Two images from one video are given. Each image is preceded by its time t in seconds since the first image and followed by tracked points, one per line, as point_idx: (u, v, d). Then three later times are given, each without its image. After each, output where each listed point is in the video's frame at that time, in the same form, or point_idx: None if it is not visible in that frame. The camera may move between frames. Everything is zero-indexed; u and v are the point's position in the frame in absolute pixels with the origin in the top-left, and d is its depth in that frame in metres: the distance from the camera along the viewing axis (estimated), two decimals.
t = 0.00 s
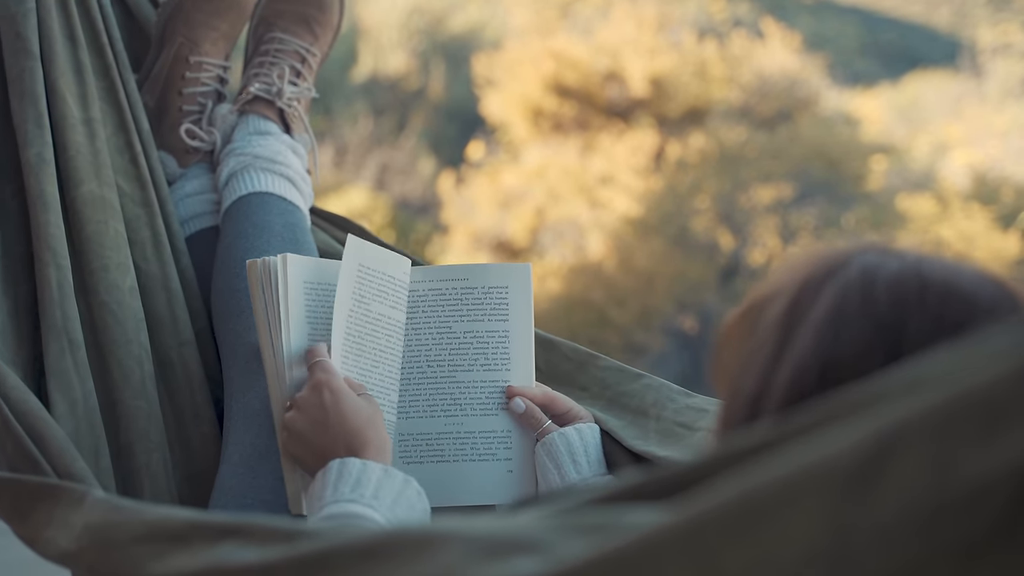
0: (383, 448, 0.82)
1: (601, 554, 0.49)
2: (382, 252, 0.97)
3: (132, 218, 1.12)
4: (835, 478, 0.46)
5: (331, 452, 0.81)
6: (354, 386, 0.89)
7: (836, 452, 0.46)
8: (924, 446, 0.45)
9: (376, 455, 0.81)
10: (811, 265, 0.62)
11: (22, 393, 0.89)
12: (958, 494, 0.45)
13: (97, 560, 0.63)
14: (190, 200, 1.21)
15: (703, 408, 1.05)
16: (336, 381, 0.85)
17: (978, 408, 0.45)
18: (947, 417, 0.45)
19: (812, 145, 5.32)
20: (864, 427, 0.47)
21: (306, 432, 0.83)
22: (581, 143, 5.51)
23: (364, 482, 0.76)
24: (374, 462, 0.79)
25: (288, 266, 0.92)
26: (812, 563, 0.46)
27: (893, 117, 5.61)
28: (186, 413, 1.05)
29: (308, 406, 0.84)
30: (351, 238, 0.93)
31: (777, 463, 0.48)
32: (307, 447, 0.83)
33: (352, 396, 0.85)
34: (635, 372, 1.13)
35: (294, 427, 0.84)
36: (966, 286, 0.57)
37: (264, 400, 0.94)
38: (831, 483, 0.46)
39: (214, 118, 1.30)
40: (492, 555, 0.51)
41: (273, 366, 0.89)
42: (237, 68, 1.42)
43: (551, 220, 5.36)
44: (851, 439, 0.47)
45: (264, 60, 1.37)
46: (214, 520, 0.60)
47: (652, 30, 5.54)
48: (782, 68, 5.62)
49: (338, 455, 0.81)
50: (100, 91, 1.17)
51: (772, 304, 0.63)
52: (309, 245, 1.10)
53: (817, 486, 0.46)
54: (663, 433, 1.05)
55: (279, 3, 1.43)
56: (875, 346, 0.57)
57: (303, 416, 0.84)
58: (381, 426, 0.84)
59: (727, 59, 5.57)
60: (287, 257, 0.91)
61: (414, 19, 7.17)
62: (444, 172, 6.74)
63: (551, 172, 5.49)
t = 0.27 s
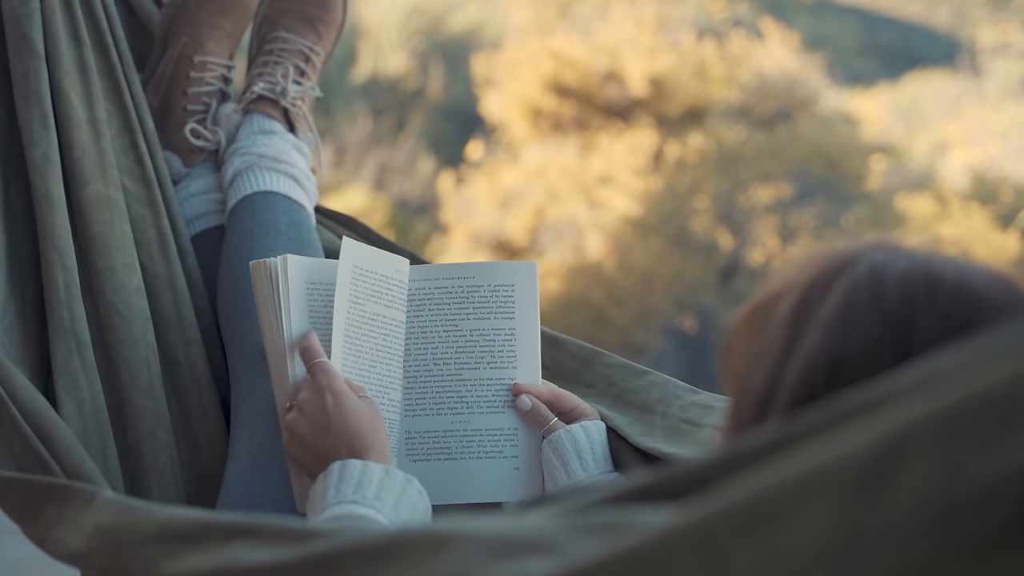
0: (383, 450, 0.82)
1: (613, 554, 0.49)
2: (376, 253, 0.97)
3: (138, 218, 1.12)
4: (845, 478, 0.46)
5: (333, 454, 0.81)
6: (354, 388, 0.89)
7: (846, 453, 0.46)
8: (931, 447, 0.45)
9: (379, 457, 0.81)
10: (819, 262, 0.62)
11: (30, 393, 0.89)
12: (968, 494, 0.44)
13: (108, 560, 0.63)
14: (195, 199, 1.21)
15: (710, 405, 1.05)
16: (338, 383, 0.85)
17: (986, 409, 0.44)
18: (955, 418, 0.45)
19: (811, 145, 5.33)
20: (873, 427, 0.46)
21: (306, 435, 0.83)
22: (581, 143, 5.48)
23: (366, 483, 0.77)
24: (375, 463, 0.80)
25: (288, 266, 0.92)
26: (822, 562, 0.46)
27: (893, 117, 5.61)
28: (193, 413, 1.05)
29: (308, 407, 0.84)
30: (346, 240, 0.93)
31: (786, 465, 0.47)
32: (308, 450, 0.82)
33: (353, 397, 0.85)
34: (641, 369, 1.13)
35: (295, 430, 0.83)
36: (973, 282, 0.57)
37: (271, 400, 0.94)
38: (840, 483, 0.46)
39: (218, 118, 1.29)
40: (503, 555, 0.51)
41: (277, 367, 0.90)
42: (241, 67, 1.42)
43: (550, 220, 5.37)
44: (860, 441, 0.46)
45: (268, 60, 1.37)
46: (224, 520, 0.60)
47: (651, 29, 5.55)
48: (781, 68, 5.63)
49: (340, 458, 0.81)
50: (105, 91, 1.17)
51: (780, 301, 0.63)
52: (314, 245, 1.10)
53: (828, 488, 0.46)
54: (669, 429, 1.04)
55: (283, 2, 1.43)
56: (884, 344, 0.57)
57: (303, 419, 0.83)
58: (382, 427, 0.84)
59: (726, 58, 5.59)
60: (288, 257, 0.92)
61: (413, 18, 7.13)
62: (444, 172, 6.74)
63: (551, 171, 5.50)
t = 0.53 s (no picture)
0: (389, 452, 0.83)
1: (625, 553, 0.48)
2: (371, 253, 0.98)
3: (145, 216, 1.12)
4: (855, 478, 0.44)
5: (339, 457, 0.81)
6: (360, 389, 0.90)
7: (857, 453, 0.44)
8: (944, 446, 0.43)
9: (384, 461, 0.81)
10: (830, 261, 0.62)
11: (41, 393, 0.89)
12: (979, 491, 0.43)
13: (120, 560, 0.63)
14: (201, 197, 1.21)
15: (717, 400, 1.05)
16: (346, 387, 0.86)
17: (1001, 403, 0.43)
18: (966, 418, 0.43)
19: (811, 145, 5.37)
20: (884, 429, 0.45)
21: (313, 440, 0.83)
22: (580, 142, 5.53)
23: (372, 484, 0.77)
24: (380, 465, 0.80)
25: (292, 265, 0.92)
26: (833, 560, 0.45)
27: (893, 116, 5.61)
28: (201, 411, 1.05)
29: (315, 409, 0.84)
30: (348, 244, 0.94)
31: (798, 465, 0.46)
32: (313, 453, 0.83)
33: (360, 401, 0.86)
34: (648, 364, 1.13)
35: (301, 433, 0.83)
36: (985, 284, 0.57)
37: (280, 397, 0.94)
38: (850, 483, 0.44)
39: (225, 116, 1.29)
40: (517, 554, 0.51)
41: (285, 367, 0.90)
42: (246, 65, 1.42)
43: (550, 219, 5.37)
44: (871, 441, 0.44)
45: (273, 58, 1.37)
46: (238, 519, 0.60)
47: (651, 29, 5.55)
48: (781, 67, 5.64)
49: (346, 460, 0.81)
50: (111, 90, 1.16)
51: (792, 299, 0.63)
52: (321, 243, 1.10)
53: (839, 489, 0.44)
54: (676, 425, 1.04)
55: (288, 0, 1.42)
56: (895, 342, 0.56)
57: (311, 421, 0.83)
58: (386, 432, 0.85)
59: (726, 58, 5.61)
60: (293, 257, 0.92)
61: (412, 18, 7.11)
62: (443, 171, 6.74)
63: (550, 170, 5.51)
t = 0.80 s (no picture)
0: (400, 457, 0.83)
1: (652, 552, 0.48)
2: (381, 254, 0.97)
3: (157, 215, 1.11)
4: (876, 479, 0.43)
5: (351, 461, 0.82)
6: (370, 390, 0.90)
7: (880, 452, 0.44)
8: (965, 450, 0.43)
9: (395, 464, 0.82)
10: (847, 257, 0.61)
11: (58, 393, 0.90)
12: (998, 491, 0.42)
13: (142, 560, 0.63)
14: (212, 195, 1.21)
15: (729, 394, 1.05)
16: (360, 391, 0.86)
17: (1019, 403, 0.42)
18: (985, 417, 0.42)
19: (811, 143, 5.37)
20: (902, 428, 0.44)
21: (325, 442, 0.83)
22: (580, 141, 5.55)
23: (384, 487, 0.78)
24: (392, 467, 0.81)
25: (302, 266, 0.92)
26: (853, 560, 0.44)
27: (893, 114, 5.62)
28: (216, 409, 1.05)
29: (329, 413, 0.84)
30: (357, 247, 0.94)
31: (819, 466, 0.45)
32: (326, 456, 0.83)
33: (373, 405, 0.86)
34: (659, 358, 1.13)
35: (314, 436, 0.84)
36: (1001, 278, 0.56)
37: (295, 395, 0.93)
38: (872, 484, 0.43)
39: (235, 114, 1.29)
40: (541, 552, 0.50)
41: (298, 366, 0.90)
42: (255, 62, 1.42)
43: (551, 217, 5.36)
44: (894, 441, 0.44)
45: (282, 55, 1.37)
46: (261, 518, 0.59)
47: (651, 27, 5.54)
48: (781, 66, 5.64)
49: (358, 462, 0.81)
50: (122, 89, 1.16)
51: (809, 296, 0.62)
52: (332, 240, 1.10)
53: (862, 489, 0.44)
54: (689, 418, 1.04)
55: None
56: (912, 340, 0.56)
57: (323, 423, 0.84)
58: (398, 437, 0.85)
59: (726, 56, 5.60)
60: (302, 256, 0.92)
61: (413, 16, 7.09)
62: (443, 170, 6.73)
63: (550, 169, 5.51)
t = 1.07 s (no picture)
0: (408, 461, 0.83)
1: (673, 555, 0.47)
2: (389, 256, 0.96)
3: (168, 217, 1.11)
4: (896, 483, 0.43)
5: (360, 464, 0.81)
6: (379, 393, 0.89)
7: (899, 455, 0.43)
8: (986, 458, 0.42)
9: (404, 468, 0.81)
10: (861, 257, 0.61)
11: (72, 395, 0.90)
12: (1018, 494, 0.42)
13: (161, 563, 0.63)
14: (222, 196, 1.20)
15: (739, 391, 1.05)
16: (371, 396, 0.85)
17: None
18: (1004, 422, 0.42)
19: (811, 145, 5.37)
20: (921, 433, 0.44)
21: (335, 445, 0.83)
22: (579, 142, 5.48)
23: (393, 491, 0.77)
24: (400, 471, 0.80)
25: (309, 268, 0.91)
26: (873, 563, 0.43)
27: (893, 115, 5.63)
28: (229, 410, 1.04)
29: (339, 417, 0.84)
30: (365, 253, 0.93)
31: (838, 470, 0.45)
32: (335, 459, 0.82)
33: (384, 410, 0.85)
34: (668, 356, 1.12)
35: (323, 439, 0.83)
36: (1016, 278, 0.55)
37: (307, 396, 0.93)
38: (892, 488, 0.43)
39: (243, 115, 1.28)
40: (561, 557, 0.50)
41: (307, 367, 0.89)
42: (263, 63, 1.41)
43: (550, 219, 5.33)
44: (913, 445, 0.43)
45: (289, 56, 1.36)
46: (280, 522, 0.59)
47: (651, 28, 5.54)
48: (781, 67, 5.65)
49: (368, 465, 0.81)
50: (131, 91, 1.16)
51: (822, 298, 0.61)
52: (342, 240, 1.09)
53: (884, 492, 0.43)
54: (699, 416, 1.04)
55: None
56: (926, 341, 0.55)
57: (333, 427, 0.83)
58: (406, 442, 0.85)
59: (726, 57, 5.60)
60: (309, 260, 0.91)
61: (413, 18, 7.09)
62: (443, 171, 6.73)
63: (550, 170, 5.45)
